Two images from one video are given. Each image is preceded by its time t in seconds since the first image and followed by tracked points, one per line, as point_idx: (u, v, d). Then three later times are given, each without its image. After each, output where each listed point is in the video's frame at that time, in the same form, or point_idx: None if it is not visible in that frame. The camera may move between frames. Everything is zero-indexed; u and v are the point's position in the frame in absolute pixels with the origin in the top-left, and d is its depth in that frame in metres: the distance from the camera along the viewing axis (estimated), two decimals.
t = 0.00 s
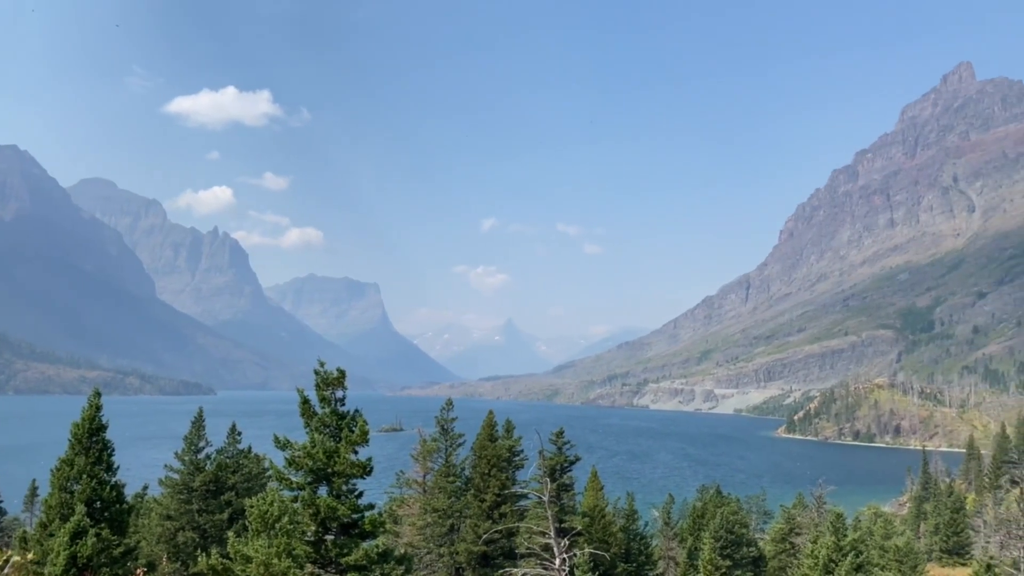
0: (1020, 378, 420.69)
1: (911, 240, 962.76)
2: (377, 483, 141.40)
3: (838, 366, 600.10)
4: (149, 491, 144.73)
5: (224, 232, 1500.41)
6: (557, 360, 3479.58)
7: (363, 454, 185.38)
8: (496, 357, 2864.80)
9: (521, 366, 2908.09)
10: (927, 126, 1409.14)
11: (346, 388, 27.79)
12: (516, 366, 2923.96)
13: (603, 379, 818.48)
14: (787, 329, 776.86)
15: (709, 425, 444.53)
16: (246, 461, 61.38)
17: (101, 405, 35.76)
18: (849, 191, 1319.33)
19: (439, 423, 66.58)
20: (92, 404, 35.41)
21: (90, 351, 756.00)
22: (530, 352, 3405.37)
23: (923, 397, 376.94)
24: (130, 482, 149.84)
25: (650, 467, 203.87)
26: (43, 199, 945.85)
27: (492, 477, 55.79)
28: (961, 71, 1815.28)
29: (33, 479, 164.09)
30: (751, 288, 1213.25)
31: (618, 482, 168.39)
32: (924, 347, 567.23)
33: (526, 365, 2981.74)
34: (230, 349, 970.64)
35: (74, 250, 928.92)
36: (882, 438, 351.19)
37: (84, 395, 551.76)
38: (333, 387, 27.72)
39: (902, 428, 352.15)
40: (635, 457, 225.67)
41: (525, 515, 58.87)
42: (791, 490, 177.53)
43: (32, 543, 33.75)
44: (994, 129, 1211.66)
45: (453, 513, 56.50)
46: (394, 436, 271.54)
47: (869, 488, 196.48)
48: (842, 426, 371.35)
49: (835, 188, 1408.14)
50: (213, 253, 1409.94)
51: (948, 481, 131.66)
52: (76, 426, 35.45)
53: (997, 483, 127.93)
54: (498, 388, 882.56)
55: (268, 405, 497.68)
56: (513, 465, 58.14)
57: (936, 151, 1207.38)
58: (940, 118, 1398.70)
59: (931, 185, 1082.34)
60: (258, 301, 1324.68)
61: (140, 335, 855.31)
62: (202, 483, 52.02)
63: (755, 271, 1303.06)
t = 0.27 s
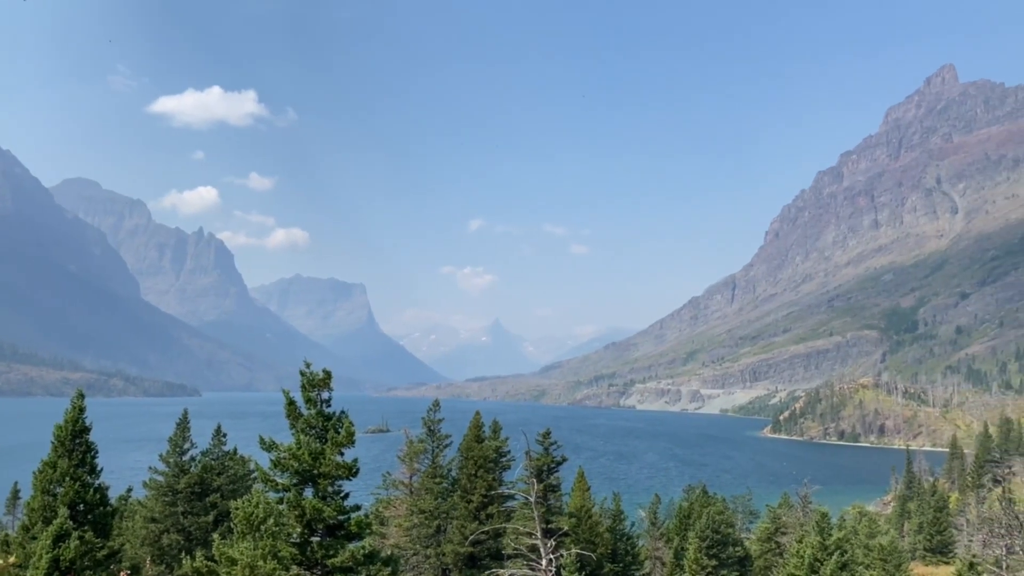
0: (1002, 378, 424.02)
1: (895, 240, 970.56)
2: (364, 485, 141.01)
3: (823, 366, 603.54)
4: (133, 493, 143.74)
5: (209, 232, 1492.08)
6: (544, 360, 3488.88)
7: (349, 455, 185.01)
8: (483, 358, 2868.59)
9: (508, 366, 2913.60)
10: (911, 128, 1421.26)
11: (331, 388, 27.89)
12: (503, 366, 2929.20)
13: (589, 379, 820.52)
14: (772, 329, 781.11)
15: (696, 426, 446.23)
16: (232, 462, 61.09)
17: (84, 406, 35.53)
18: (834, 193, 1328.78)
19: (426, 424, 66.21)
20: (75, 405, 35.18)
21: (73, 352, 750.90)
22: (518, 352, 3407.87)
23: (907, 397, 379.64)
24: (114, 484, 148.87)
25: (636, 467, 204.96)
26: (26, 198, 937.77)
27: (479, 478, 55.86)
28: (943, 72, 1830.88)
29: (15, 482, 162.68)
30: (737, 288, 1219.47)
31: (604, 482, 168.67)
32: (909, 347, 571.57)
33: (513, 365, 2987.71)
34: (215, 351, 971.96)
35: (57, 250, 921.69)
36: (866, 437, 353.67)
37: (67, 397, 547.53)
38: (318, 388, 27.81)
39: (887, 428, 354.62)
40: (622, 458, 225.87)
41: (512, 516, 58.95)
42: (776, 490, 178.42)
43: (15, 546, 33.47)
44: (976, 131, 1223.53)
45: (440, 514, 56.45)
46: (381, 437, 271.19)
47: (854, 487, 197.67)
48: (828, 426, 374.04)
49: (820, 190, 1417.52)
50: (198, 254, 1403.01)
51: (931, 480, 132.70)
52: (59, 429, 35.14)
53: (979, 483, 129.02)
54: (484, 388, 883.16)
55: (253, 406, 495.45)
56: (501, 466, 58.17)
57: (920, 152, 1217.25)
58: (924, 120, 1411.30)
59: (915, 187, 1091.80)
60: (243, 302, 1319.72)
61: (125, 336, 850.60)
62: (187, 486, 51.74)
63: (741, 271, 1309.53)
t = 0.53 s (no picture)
0: (983, 378, 427.90)
1: (877, 242, 978.93)
2: (348, 487, 140.61)
3: (807, 367, 606.77)
4: (115, 496, 142.67)
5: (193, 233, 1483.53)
6: (530, 361, 3498.72)
7: (334, 457, 184.63)
8: (468, 359, 2875.31)
9: (494, 367, 2925.70)
10: (893, 131, 1434.93)
11: (316, 389, 28.15)
12: (488, 367, 2939.48)
13: (575, 380, 821.53)
14: (756, 330, 785.42)
15: (681, 426, 447.85)
16: (215, 464, 60.85)
17: (66, 409, 35.29)
18: (817, 195, 1338.35)
19: (411, 425, 65.99)
20: (56, 406, 34.91)
21: (55, 354, 744.78)
22: (504, 353, 3410.23)
23: (890, 397, 382.16)
24: (96, 486, 147.77)
25: (622, 468, 205.51)
26: (7, 198, 927.93)
27: (464, 479, 56.26)
28: (924, 76, 1850.00)
29: None
30: (721, 289, 1226.09)
31: (589, 483, 169.07)
32: (891, 347, 576.45)
33: (498, 366, 2996.11)
34: (199, 352, 966.84)
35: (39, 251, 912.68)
36: (849, 437, 356.34)
37: (48, 398, 542.55)
38: (303, 389, 28.07)
39: (870, 428, 357.46)
40: (607, 459, 226.29)
41: (497, 516, 58.93)
42: (760, 490, 179.23)
43: None
44: (958, 134, 1236.81)
45: (425, 515, 56.42)
46: (366, 438, 271.14)
47: (836, 487, 198.93)
48: (811, 426, 376.47)
49: (804, 192, 1427.12)
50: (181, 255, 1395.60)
51: (913, 480, 133.76)
52: (39, 429, 35.06)
53: (960, 482, 130.26)
54: (470, 389, 883.59)
55: (236, 408, 493.24)
56: (486, 468, 58.43)
57: (903, 155, 1228.26)
58: (906, 123, 1424.29)
59: (898, 189, 1102.42)
60: (227, 303, 1314.40)
61: (107, 337, 845.08)
62: (170, 488, 51.51)
63: (725, 272, 1316.06)
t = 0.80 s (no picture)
0: (963, 379, 432.61)
1: (859, 244, 987.08)
2: (331, 490, 140.12)
3: (789, 368, 610.12)
4: (95, 499, 141.33)
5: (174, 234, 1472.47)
6: (515, 362, 3505.40)
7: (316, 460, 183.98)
8: (452, 360, 2878.88)
9: (478, 368, 2930.15)
10: (874, 134, 1448.44)
11: (298, 392, 28.25)
12: (472, 369, 2943.23)
13: (558, 382, 822.17)
14: (739, 331, 789.44)
15: (665, 427, 449.33)
16: (197, 467, 60.42)
17: (44, 411, 34.88)
18: (800, 196, 1347.87)
19: (395, 427, 65.86)
20: (34, 409, 34.52)
21: (36, 356, 737.01)
22: (489, 355, 3414.51)
23: (871, 398, 384.82)
24: (75, 490, 146.33)
25: (605, 469, 206.08)
26: None
27: (447, 480, 56.28)
28: (902, 78, 1871.18)
29: None
30: (704, 291, 1232.16)
31: (573, 485, 169.47)
32: (873, 349, 581.49)
33: (482, 368, 3001.40)
34: (179, 354, 962.89)
35: (18, 252, 902.07)
36: (832, 438, 358.94)
37: (27, 401, 536.78)
38: (286, 391, 28.10)
39: (852, 429, 360.17)
40: (591, 461, 226.54)
41: (481, 518, 59.12)
42: (743, 491, 180.09)
43: None
44: (938, 137, 1250.99)
45: (409, 517, 56.34)
46: (349, 441, 270.14)
47: (818, 487, 200.50)
48: (794, 427, 379.09)
49: (786, 195, 1436.75)
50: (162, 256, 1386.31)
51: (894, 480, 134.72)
52: (17, 432, 34.64)
53: (940, 482, 131.89)
54: (454, 391, 883.21)
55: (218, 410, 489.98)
56: (470, 469, 58.53)
57: (884, 159, 1240.29)
58: (888, 126, 1438.03)
59: (879, 192, 1112.81)
60: (209, 304, 1306.15)
61: (89, 339, 837.76)
62: (151, 491, 51.16)
63: (709, 274, 1322.41)
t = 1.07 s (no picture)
0: (941, 381, 438.03)
1: (840, 247, 996.06)
2: (312, 492, 139.74)
3: (770, 370, 613.82)
4: (74, 502, 140.15)
5: (155, 235, 1461.05)
6: (498, 363, 3509.99)
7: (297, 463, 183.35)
8: (435, 362, 2880.46)
9: (460, 370, 2933.82)
10: (855, 138, 1463.22)
11: (279, 394, 28.38)
12: (455, 370, 2946.65)
13: (542, 384, 822.91)
14: (721, 333, 793.86)
15: (647, 429, 451.19)
16: (177, 469, 60.13)
17: (24, 414, 34.63)
18: (781, 199, 1357.21)
19: (377, 429, 65.57)
20: (14, 411, 34.35)
21: (14, 357, 728.99)
22: (472, 356, 3419.10)
23: (851, 400, 387.06)
24: (54, 493, 144.92)
25: (589, 470, 206.56)
26: None
27: (430, 483, 56.28)
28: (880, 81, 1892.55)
29: None
30: (687, 293, 1238.15)
31: (556, 486, 170.01)
32: (854, 350, 587.09)
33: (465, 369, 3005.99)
34: (160, 355, 957.50)
35: None
36: (813, 440, 361.82)
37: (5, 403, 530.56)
38: (266, 394, 28.25)
39: (832, 430, 363.26)
40: (574, 462, 226.92)
41: (465, 520, 59.09)
42: (725, 492, 181.34)
43: None
44: (918, 141, 1266.42)
45: (391, 520, 56.13)
46: (330, 443, 269.65)
47: (800, 488, 202.23)
48: (776, 428, 382.10)
49: (768, 197, 1447.87)
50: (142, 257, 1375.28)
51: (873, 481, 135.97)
52: None
53: (919, 483, 133.78)
54: (437, 393, 882.60)
55: (198, 412, 486.36)
56: (453, 471, 58.49)
57: (864, 162, 1253.20)
58: (868, 130, 1453.33)
59: (859, 196, 1123.85)
60: (190, 305, 1297.52)
61: (68, 340, 829.37)
62: (131, 494, 50.97)
63: (691, 276, 1328.69)
